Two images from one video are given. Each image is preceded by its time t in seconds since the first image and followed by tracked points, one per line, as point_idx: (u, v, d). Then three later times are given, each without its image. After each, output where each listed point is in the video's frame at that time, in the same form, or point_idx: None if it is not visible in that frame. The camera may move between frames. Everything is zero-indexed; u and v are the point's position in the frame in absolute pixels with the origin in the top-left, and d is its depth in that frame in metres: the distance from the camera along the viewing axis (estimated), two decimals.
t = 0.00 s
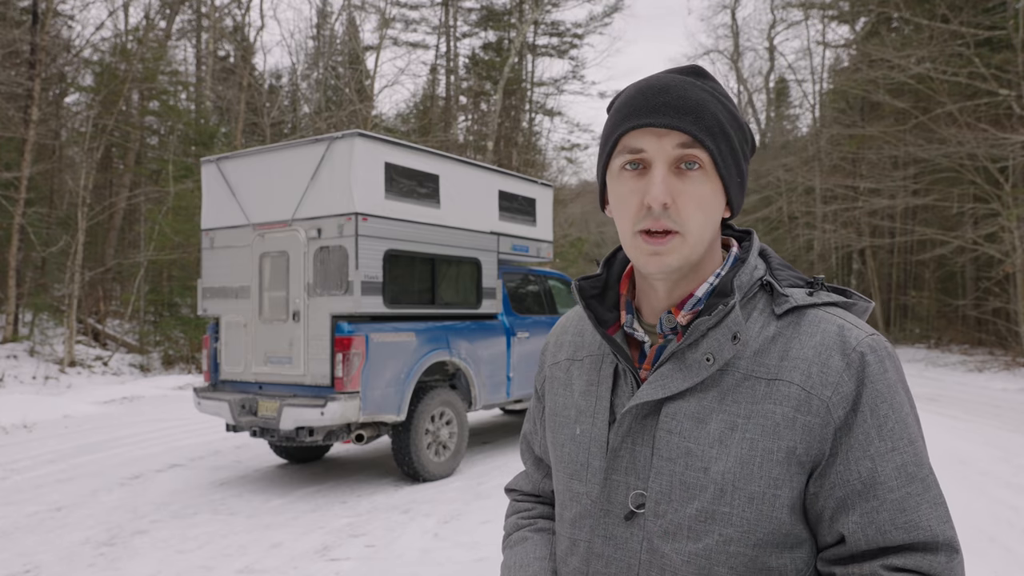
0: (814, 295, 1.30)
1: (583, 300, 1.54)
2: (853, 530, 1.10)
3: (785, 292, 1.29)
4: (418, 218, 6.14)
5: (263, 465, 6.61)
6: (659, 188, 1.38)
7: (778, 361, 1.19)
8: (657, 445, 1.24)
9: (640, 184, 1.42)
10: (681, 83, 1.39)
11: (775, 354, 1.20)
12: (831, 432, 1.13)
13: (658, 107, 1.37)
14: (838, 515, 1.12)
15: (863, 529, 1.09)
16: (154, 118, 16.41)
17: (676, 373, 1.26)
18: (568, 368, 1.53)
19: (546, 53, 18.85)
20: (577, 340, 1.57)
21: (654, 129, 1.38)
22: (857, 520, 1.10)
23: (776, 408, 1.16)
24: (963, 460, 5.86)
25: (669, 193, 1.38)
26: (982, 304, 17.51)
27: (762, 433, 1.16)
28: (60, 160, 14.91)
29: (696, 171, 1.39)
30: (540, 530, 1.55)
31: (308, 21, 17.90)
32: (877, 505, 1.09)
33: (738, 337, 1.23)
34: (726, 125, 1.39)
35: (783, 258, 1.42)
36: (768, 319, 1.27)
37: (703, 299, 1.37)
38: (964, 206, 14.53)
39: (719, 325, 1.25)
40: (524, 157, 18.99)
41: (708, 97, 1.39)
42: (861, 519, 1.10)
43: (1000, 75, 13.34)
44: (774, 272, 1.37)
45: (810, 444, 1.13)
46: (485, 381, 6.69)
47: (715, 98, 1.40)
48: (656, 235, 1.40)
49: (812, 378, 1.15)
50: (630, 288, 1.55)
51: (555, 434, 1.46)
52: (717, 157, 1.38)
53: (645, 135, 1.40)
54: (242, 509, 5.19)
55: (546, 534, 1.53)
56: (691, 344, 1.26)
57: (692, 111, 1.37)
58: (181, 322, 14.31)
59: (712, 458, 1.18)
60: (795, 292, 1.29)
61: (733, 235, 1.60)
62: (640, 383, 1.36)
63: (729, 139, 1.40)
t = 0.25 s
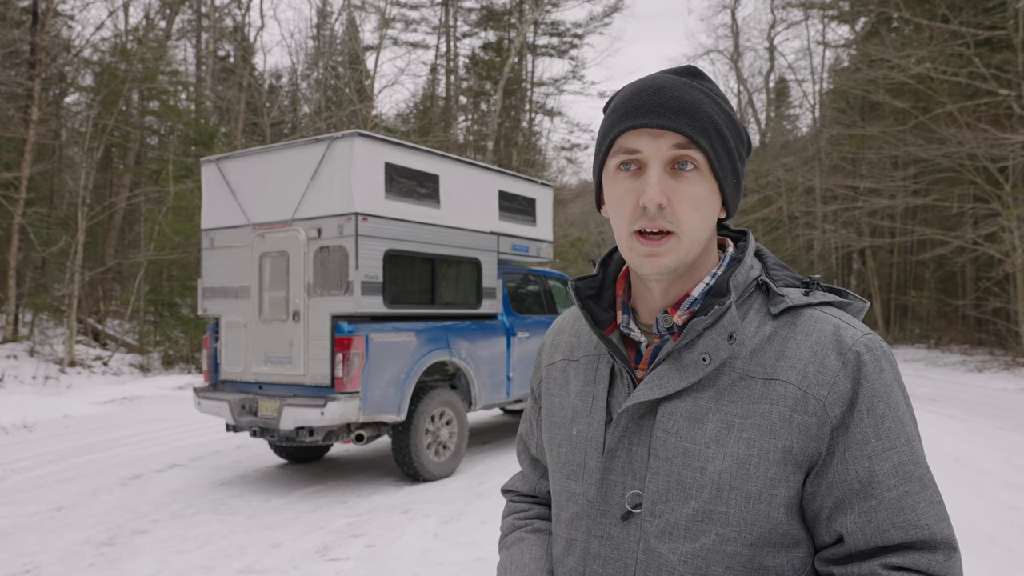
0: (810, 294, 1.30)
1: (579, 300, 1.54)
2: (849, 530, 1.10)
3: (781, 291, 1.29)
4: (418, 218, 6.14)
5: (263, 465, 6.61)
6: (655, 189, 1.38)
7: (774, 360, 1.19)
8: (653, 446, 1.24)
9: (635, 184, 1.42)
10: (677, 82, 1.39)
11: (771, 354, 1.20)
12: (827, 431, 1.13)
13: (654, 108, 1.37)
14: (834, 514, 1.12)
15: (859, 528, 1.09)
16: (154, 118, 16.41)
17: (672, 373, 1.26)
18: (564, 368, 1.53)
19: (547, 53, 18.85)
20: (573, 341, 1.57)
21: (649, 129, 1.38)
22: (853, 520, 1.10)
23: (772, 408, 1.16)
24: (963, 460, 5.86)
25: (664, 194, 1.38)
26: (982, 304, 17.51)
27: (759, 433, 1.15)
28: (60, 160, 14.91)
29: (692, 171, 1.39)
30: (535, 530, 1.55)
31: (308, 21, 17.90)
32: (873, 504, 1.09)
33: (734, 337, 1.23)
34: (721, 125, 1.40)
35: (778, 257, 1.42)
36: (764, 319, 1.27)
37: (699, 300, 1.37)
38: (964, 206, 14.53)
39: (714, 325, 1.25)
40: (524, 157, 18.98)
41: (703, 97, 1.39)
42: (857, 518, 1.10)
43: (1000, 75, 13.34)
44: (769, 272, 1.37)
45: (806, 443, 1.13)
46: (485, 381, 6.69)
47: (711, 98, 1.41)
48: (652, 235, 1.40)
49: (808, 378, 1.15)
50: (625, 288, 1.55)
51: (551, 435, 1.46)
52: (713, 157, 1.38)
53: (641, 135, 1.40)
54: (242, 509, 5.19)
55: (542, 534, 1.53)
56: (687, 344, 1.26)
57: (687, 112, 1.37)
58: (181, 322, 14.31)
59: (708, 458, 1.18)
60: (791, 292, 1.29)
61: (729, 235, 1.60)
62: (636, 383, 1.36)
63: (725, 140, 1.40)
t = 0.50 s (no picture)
0: (808, 295, 1.30)
1: (578, 300, 1.54)
2: (845, 531, 1.10)
3: (779, 292, 1.29)
4: (418, 218, 6.14)
5: (263, 465, 6.61)
6: (654, 190, 1.38)
7: (772, 361, 1.20)
8: (651, 447, 1.24)
9: (634, 186, 1.42)
10: (676, 83, 1.39)
11: (769, 355, 1.20)
12: (824, 433, 1.13)
13: (653, 108, 1.37)
14: (831, 515, 1.12)
15: (856, 530, 1.09)
16: (154, 118, 16.42)
17: (670, 373, 1.25)
18: (563, 369, 1.52)
19: (546, 53, 18.85)
20: (572, 341, 1.57)
21: (649, 130, 1.38)
22: (850, 522, 1.10)
23: (770, 409, 1.16)
24: (963, 460, 5.86)
25: (663, 196, 1.38)
26: (982, 304, 17.52)
27: (756, 434, 1.15)
28: (60, 160, 14.91)
29: (691, 173, 1.39)
30: (534, 530, 1.55)
31: (308, 21, 17.91)
32: (870, 506, 1.09)
33: (732, 338, 1.23)
34: (722, 126, 1.40)
35: (776, 258, 1.42)
36: (762, 320, 1.27)
37: (697, 300, 1.37)
38: (964, 206, 14.53)
39: (712, 326, 1.24)
40: (524, 157, 18.99)
41: (704, 98, 1.39)
42: (854, 520, 1.10)
43: (1000, 75, 13.34)
44: (768, 272, 1.37)
45: (804, 444, 1.13)
46: (485, 381, 6.69)
47: (711, 99, 1.40)
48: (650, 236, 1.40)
49: (806, 379, 1.15)
50: (623, 288, 1.55)
51: (550, 434, 1.46)
52: (712, 160, 1.38)
53: (639, 137, 1.40)
54: (242, 509, 5.19)
55: (540, 535, 1.53)
56: (686, 344, 1.26)
57: (687, 113, 1.37)
58: (182, 322, 14.35)
59: (706, 458, 1.18)
60: (789, 293, 1.29)
61: (727, 235, 1.59)
62: (635, 383, 1.36)
63: (725, 141, 1.40)
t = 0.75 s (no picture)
0: (807, 295, 1.29)
1: (576, 301, 1.55)
2: (843, 532, 1.10)
3: (777, 293, 1.28)
4: (418, 218, 6.14)
5: (263, 465, 6.61)
6: (663, 200, 1.37)
7: (770, 362, 1.19)
8: (649, 448, 1.24)
9: (642, 194, 1.40)
10: (690, 92, 1.37)
11: (767, 355, 1.20)
12: (822, 433, 1.13)
13: (667, 117, 1.36)
14: (830, 516, 1.12)
15: (854, 531, 1.09)
16: (154, 118, 16.43)
17: (669, 374, 1.25)
18: (562, 369, 1.52)
19: (547, 53, 18.86)
20: (571, 341, 1.57)
21: (662, 140, 1.36)
22: (849, 523, 1.10)
23: (768, 410, 1.16)
24: (963, 460, 5.86)
25: (674, 206, 1.37)
26: (982, 304, 17.52)
27: (754, 434, 1.15)
28: (60, 160, 14.90)
29: (701, 183, 1.38)
30: (534, 530, 1.55)
31: (308, 21, 17.92)
32: (869, 507, 1.09)
33: (730, 338, 1.23)
34: (732, 138, 1.39)
35: (776, 258, 1.41)
36: (761, 320, 1.26)
37: (695, 300, 1.37)
38: (964, 206, 14.53)
39: (710, 326, 1.24)
40: (524, 157, 19.00)
41: (715, 108, 1.38)
42: (853, 521, 1.10)
43: (1000, 75, 13.34)
44: (766, 273, 1.37)
45: (801, 445, 1.13)
46: (485, 381, 6.68)
47: (721, 108, 1.40)
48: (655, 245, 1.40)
49: (805, 380, 1.15)
50: (622, 288, 1.55)
51: (549, 434, 1.46)
52: (722, 172, 1.38)
53: (651, 145, 1.38)
54: (242, 509, 5.19)
55: (540, 534, 1.52)
56: (683, 345, 1.26)
57: (700, 123, 1.36)
58: (181, 322, 14.35)
59: (704, 459, 1.18)
60: (788, 293, 1.28)
61: (725, 235, 1.59)
62: (633, 384, 1.36)
63: (733, 151, 1.40)
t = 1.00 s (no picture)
0: (805, 296, 1.30)
1: (575, 302, 1.55)
2: (843, 533, 1.10)
3: (776, 293, 1.28)
4: (418, 218, 6.14)
5: (263, 465, 6.61)
6: (668, 204, 1.36)
7: (770, 363, 1.19)
8: (648, 449, 1.24)
9: (646, 197, 1.40)
10: (699, 96, 1.36)
11: (766, 356, 1.20)
12: (822, 434, 1.13)
13: (674, 121, 1.35)
14: (829, 517, 1.12)
15: (852, 531, 1.09)
16: (155, 118, 16.43)
17: (668, 376, 1.26)
18: (561, 370, 1.52)
19: (547, 53, 18.86)
20: (570, 342, 1.57)
21: (669, 144, 1.35)
22: (848, 524, 1.10)
23: (767, 411, 1.16)
24: (963, 460, 5.86)
25: (678, 211, 1.36)
26: (982, 304, 17.52)
27: (754, 436, 1.15)
28: (60, 160, 14.90)
29: (706, 187, 1.38)
30: (533, 531, 1.55)
31: (308, 21, 17.93)
32: (868, 508, 1.09)
33: (729, 340, 1.23)
34: (738, 142, 1.39)
35: (775, 258, 1.42)
36: (760, 321, 1.26)
37: (695, 301, 1.37)
38: (964, 206, 14.53)
39: (709, 328, 1.24)
40: (524, 157, 19.01)
41: (723, 112, 1.38)
42: (852, 522, 1.10)
43: (1000, 75, 13.34)
44: (765, 273, 1.37)
45: (800, 446, 1.13)
46: (485, 381, 6.68)
47: (729, 113, 1.39)
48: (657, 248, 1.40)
49: (804, 381, 1.15)
50: (620, 289, 1.55)
51: (548, 436, 1.46)
52: (728, 177, 1.38)
53: (657, 148, 1.37)
54: (242, 509, 5.19)
55: (539, 536, 1.53)
56: (682, 346, 1.26)
57: (707, 128, 1.35)
58: (182, 322, 14.36)
59: (704, 461, 1.17)
60: (787, 293, 1.29)
61: (724, 235, 1.59)
62: (632, 385, 1.36)
63: (739, 157, 1.40)
